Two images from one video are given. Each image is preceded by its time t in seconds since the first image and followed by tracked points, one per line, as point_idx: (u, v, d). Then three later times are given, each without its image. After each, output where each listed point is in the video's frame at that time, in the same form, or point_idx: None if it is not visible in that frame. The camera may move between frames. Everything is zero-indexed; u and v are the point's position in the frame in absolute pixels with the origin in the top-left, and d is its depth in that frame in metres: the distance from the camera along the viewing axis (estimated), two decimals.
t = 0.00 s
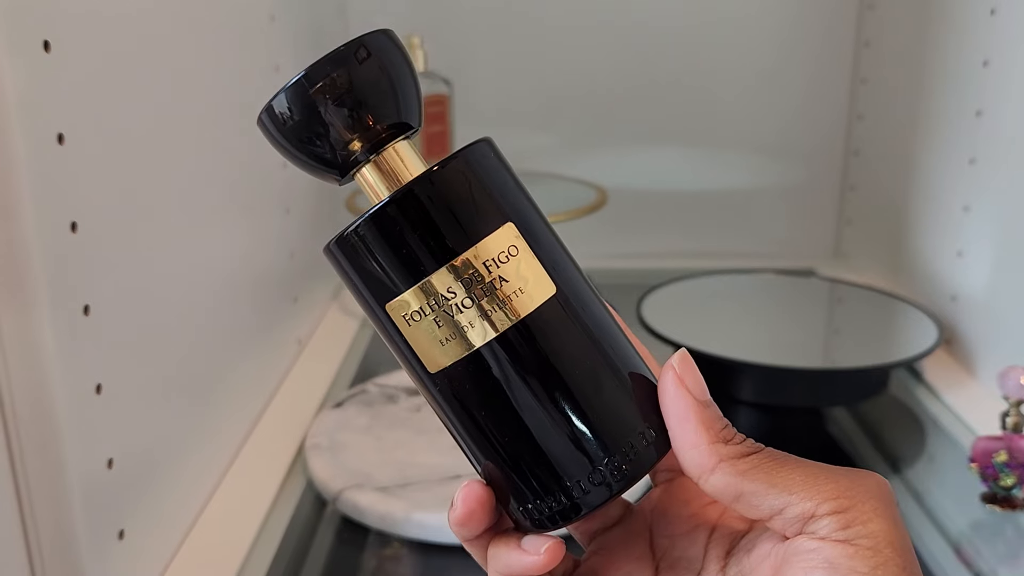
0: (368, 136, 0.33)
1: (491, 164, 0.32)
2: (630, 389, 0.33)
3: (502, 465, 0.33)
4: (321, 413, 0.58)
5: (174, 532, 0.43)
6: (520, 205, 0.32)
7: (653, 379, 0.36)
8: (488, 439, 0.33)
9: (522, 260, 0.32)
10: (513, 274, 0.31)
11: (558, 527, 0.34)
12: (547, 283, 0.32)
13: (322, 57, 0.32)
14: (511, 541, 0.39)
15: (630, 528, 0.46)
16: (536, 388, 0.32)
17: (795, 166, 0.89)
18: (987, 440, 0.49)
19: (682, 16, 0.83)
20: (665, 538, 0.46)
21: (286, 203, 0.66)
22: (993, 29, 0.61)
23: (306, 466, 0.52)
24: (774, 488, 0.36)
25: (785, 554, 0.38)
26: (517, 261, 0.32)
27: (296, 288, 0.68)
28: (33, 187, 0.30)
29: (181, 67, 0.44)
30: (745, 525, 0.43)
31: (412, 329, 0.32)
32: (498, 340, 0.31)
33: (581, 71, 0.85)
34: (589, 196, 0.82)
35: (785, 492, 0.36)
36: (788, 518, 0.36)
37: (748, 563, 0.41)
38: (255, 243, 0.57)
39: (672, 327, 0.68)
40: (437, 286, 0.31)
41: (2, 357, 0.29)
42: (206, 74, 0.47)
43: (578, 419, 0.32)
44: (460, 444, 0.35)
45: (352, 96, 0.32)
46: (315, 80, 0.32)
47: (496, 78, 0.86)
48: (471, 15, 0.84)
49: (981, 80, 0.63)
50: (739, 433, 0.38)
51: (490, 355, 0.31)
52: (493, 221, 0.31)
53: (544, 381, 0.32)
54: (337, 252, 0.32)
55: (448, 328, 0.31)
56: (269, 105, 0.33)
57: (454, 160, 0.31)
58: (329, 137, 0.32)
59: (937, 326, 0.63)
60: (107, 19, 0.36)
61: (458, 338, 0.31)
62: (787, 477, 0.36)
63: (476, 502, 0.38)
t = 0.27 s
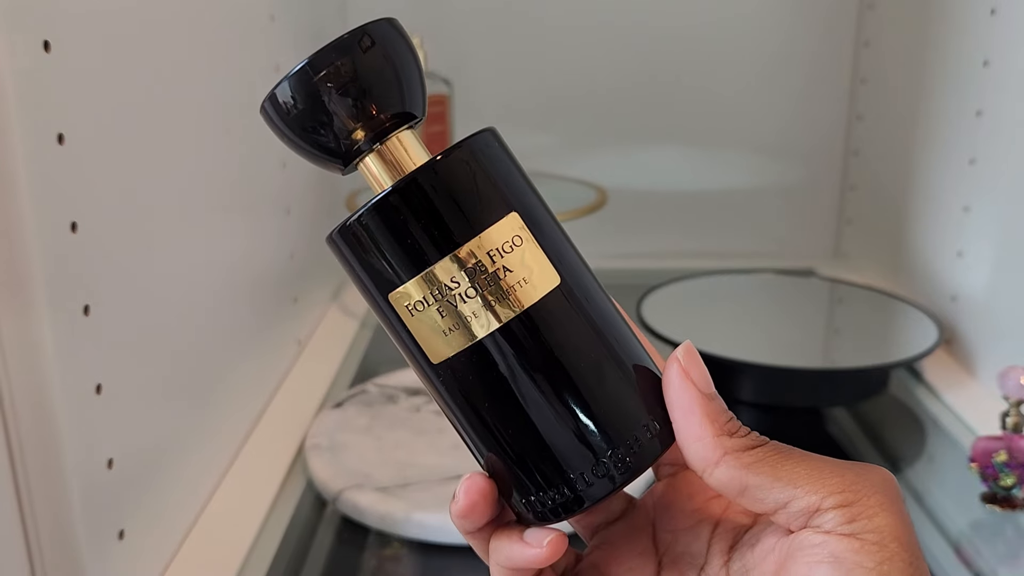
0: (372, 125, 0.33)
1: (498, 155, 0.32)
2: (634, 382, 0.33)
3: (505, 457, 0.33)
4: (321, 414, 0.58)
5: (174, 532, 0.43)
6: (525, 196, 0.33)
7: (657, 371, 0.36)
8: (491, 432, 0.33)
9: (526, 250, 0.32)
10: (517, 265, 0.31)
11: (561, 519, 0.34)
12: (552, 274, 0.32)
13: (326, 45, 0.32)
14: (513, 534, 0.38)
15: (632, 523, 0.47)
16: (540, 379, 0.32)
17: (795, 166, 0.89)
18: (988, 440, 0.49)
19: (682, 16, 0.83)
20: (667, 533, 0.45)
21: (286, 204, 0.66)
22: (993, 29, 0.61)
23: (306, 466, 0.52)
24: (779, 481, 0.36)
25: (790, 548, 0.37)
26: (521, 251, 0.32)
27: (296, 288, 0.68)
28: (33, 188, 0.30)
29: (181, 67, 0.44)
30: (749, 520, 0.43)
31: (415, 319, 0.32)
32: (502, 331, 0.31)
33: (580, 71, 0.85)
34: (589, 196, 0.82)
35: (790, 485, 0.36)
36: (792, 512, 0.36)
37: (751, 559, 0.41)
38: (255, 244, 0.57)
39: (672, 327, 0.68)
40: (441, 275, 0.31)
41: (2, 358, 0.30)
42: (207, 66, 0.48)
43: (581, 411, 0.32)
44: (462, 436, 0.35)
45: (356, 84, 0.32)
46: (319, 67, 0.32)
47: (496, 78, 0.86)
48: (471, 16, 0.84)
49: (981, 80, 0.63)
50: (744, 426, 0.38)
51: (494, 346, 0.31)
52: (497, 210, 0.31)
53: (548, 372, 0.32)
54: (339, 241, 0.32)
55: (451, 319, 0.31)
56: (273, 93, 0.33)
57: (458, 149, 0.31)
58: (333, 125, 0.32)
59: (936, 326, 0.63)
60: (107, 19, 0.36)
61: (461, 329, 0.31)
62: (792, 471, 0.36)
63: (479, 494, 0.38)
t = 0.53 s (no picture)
0: (365, 108, 0.33)
1: (495, 140, 0.32)
2: (631, 369, 0.33)
3: (501, 446, 0.33)
4: (321, 413, 0.58)
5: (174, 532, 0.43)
6: (521, 182, 0.33)
7: (654, 358, 0.36)
8: (487, 419, 0.33)
9: (522, 236, 0.32)
10: (513, 251, 0.31)
11: (557, 508, 0.34)
12: (549, 260, 0.32)
13: (317, 27, 0.32)
14: (510, 523, 0.38)
15: (629, 511, 0.47)
16: (536, 366, 0.32)
17: (795, 166, 0.89)
18: (988, 440, 0.49)
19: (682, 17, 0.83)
20: (665, 522, 0.46)
21: (286, 204, 0.65)
22: (993, 28, 0.61)
23: (306, 466, 0.52)
24: (778, 469, 0.36)
25: (789, 535, 0.37)
26: (517, 237, 0.32)
27: (296, 288, 0.68)
28: (33, 189, 0.30)
29: (180, 67, 0.44)
30: (746, 508, 0.43)
31: (410, 306, 0.32)
32: (497, 318, 0.31)
33: (580, 72, 0.85)
34: (588, 196, 0.82)
35: (788, 473, 0.36)
36: (792, 500, 0.36)
37: (749, 546, 0.41)
38: (255, 244, 0.57)
39: (672, 326, 0.68)
40: (435, 262, 0.31)
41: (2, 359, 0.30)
42: (206, 66, 0.48)
43: (577, 399, 0.32)
44: (458, 425, 0.35)
45: (348, 67, 0.32)
46: (311, 49, 0.31)
47: (496, 78, 0.86)
48: (470, 16, 0.84)
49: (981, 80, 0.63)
50: (742, 414, 0.38)
51: (489, 333, 0.31)
52: (493, 196, 0.31)
53: (544, 359, 0.32)
54: (333, 228, 0.32)
55: (446, 305, 0.31)
56: (263, 76, 0.32)
57: (452, 133, 0.31)
58: (325, 109, 0.32)
59: (937, 326, 0.63)
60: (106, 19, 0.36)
61: (456, 316, 0.31)
62: (790, 458, 0.36)
63: (475, 483, 0.38)
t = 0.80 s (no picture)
0: (368, 111, 0.33)
1: (499, 144, 0.33)
2: (632, 374, 0.33)
3: (501, 450, 0.33)
4: (321, 414, 0.58)
5: (174, 532, 0.43)
6: (525, 187, 0.33)
7: (655, 363, 0.36)
8: (487, 423, 0.33)
9: (525, 240, 0.32)
10: (515, 255, 0.31)
11: (556, 512, 0.34)
12: (552, 264, 0.32)
13: (321, 29, 0.32)
14: (508, 526, 0.38)
15: (627, 516, 0.47)
16: (537, 370, 0.32)
17: (795, 166, 0.89)
18: (988, 440, 0.49)
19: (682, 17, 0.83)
20: (663, 527, 0.45)
21: (286, 205, 0.66)
22: (993, 28, 0.61)
23: (306, 467, 0.52)
24: (777, 475, 0.36)
25: (787, 543, 0.37)
26: (519, 241, 0.32)
27: (296, 288, 0.68)
28: (33, 189, 0.30)
29: (180, 67, 0.44)
30: (744, 514, 0.43)
31: (411, 309, 0.32)
32: (498, 322, 0.31)
33: (581, 72, 0.85)
34: (589, 197, 0.82)
35: (787, 479, 0.36)
36: (790, 506, 0.36)
37: (748, 551, 0.41)
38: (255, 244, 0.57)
39: (672, 327, 0.68)
40: (437, 265, 0.31)
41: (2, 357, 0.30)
42: (207, 66, 0.48)
43: (578, 403, 0.32)
44: (458, 428, 0.35)
45: (352, 69, 0.32)
46: (315, 51, 0.31)
47: (497, 79, 0.86)
48: (471, 17, 0.84)
49: (982, 80, 0.63)
50: (742, 420, 0.38)
51: (490, 336, 0.31)
52: (495, 201, 0.31)
53: (545, 363, 0.32)
54: (336, 230, 0.32)
55: (448, 308, 0.31)
56: (267, 77, 0.32)
57: (456, 136, 0.31)
58: (329, 111, 0.32)
59: (937, 326, 0.63)
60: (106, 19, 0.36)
61: (457, 319, 0.31)
62: (789, 464, 0.36)
63: (474, 486, 0.38)
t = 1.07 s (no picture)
0: (372, 120, 0.32)
1: (500, 151, 0.32)
2: (633, 382, 0.33)
3: (502, 458, 0.33)
4: (321, 414, 0.58)
5: (174, 532, 0.43)
6: (526, 196, 0.33)
7: (656, 372, 0.36)
8: (488, 431, 0.32)
9: (527, 249, 0.32)
10: (518, 263, 0.31)
11: (557, 520, 0.34)
12: (553, 271, 0.32)
13: (326, 39, 0.32)
14: (509, 534, 0.38)
15: (628, 524, 0.47)
16: (538, 379, 0.32)
17: (795, 166, 0.89)
18: (988, 440, 0.49)
19: (682, 17, 0.83)
20: (663, 535, 0.46)
21: (287, 204, 0.66)
22: (993, 29, 0.61)
23: (306, 467, 0.52)
24: (777, 483, 0.36)
25: (786, 550, 0.37)
26: (520, 250, 0.32)
27: (297, 288, 0.68)
28: (34, 188, 0.30)
29: (180, 68, 0.44)
30: (745, 522, 0.43)
31: (414, 317, 0.32)
32: (500, 330, 0.31)
33: (581, 72, 0.86)
34: (589, 196, 0.82)
35: (787, 488, 0.36)
36: (790, 514, 0.36)
37: (747, 560, 0.41)
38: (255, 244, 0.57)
39: (672, 327, 0.68)
40: (440, 273, 0.31)
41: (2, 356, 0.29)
42: (207, 66, 0.48)
43: (579, 412, 0.32)
44: (459, 436, 0.35)
45: (356, 79, 0.32)
46: (319, 60, 0.31)
47: (497, 79, 0.86)
48: (471, 16, 0.84)
49: (981, 80, 0.63)
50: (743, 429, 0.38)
51: (492, 344, 0.31)
52: (497, 209, 0.31)
53: (546, 372, 0.32)
54: (339, 238, 0.32)
55: (450, 316, 0.31)
56: (273, 86, 0.32)
57: (459, 145, 0.31)
58: (334, 120, 0.32)
59: (938, 326, 0.63)
60: (106, 19, 0.36)
61: (460, 327, 0.31)
62: (789, 473, 0.36)
63: (475, 493, 0.38)
